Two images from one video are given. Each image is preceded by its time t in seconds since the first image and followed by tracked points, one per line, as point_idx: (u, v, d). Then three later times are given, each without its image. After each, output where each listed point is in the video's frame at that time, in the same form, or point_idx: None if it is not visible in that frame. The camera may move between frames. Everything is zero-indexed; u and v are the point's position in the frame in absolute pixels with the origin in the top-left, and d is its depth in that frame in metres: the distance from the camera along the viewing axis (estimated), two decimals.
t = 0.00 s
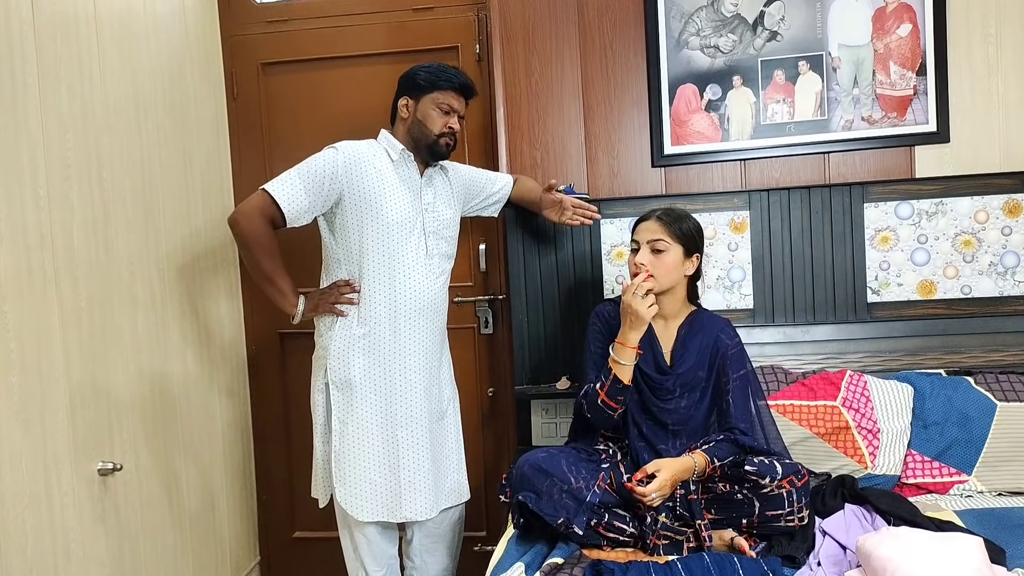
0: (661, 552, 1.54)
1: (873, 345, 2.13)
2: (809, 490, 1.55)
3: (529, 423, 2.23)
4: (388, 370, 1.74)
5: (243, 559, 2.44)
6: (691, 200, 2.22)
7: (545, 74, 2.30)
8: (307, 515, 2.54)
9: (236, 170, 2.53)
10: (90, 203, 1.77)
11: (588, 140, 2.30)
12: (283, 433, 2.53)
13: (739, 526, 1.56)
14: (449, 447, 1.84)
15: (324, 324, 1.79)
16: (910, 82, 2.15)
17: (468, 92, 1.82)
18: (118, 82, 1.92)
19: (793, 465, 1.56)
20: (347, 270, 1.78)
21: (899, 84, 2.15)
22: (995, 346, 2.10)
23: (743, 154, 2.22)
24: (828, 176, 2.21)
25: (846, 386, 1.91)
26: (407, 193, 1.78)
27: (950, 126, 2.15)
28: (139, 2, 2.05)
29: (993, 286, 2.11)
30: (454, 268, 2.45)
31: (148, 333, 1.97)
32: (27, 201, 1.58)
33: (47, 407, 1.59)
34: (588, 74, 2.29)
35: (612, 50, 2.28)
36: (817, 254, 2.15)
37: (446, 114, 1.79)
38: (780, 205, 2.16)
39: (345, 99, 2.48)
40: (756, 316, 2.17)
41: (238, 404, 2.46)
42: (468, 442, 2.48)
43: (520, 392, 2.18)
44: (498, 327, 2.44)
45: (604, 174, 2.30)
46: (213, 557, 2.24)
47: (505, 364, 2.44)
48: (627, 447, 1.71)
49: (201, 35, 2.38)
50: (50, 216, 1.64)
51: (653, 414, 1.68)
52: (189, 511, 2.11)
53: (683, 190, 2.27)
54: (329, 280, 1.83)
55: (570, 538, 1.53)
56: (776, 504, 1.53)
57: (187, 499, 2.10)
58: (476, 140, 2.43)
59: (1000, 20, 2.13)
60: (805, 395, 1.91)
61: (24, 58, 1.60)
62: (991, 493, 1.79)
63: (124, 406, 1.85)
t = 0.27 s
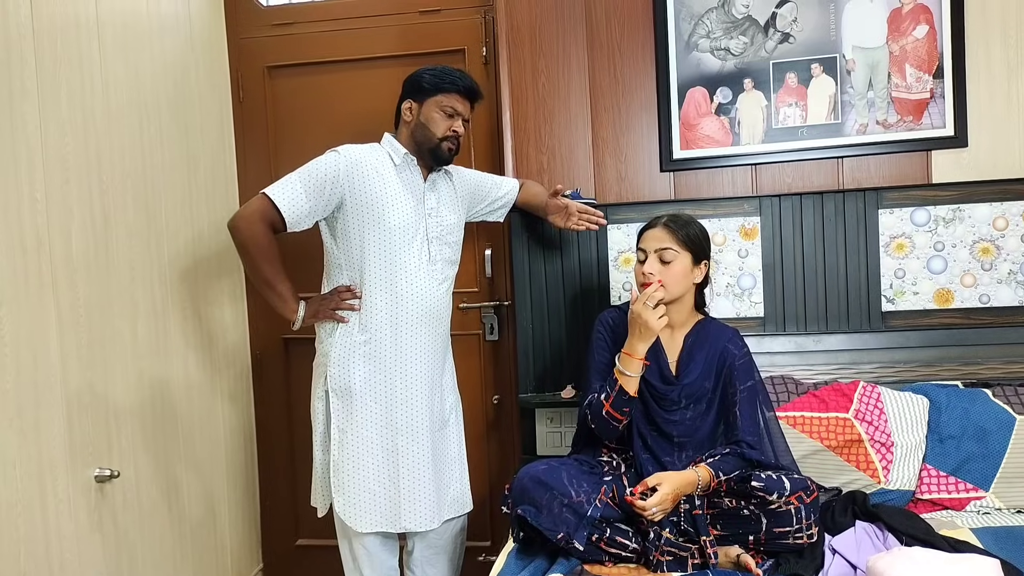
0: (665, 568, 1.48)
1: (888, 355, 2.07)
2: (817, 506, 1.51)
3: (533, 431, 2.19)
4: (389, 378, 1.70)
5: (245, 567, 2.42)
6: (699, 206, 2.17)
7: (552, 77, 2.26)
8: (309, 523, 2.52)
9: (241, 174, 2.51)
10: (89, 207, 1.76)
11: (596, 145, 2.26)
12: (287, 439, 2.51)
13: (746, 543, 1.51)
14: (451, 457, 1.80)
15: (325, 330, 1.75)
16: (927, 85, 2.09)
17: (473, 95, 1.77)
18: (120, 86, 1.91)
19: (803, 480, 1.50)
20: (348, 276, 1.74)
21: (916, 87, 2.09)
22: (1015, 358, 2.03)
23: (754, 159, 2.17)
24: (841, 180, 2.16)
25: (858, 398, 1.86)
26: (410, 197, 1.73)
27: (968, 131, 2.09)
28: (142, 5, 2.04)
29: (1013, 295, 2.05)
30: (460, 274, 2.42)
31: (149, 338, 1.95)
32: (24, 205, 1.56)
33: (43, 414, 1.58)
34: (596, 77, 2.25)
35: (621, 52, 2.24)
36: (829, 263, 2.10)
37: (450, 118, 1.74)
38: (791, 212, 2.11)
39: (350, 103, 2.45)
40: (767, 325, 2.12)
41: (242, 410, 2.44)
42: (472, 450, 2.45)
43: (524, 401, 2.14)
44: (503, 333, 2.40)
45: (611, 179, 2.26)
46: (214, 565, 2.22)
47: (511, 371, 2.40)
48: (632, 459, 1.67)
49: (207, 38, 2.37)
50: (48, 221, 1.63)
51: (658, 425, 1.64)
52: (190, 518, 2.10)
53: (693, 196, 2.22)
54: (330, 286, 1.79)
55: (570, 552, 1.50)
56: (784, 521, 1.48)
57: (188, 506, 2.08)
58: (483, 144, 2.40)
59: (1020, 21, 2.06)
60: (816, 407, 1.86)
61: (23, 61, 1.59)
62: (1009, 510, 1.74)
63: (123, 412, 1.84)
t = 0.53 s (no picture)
0: None
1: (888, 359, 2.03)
2: (813, 515, 1.49)
3: (527, 435, 2.17)
4: (378, 383, 1.67)
5: (236, 571, 2.40)
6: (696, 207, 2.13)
7: (548, 76, 2.23)
8: (302, 526, 2.49)
9: (234, 173, 2.49)
10: (75, 208, 1.74)
11: (592, 145, 2.23)
12: (279, 442, 2.48)
13: (741, 552, 1.49)
14: (442, 463, 1.77)
15: (314, 333, 1.72)
16: (929, 85, 2.06)
17: (467, 95, 1.73)
18: (108, 85, 1.89)
19: (799, 489, 1.48)
20: (338, 278, 1.71)
21: (917, 87, 2.06)
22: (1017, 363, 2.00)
23: (752, 159, 2.14)
24: (842, 182, 2.13)
25: (857, 404, 1.82)
26: (402, 198, 1.70)
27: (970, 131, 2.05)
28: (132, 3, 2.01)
29: (1015, 299, 2.01)
30: (454, 276, 2.39)
31: (137, 340, 1.93)
32: (7, 205, 1.54)
33: (25, 418, 1.56)
34: (593, 77, 2.22)
35: (618, 51, 2.21)
36: (829, 265, 2.05)
37: (443, 118, 1.71)
38: (790, 214, 2.07)
39: (344, 102, 2.42)
40: (765, 329, 2.09)
41: (234, 412, 2.41)
42: (466, 454, 2.42)
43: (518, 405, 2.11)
44: (498, 336, 2.38)
45: (608, 180, 2.23)
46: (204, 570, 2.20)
47: (506, 375, 2.37)
48: (626, 465, 1.64)
49: (200, 36, 2.35)
50: (32, 221, 1.61)
51: (653, 431, 1.61)
52: (179, 522, 2.07)
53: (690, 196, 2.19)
54: (320, 288, 1.76)
55: (561, 561, 1.48)
56: (779, 530, 1.46)
57: (177, 510, 2.06)
58: (479, 144, 2.37)
59: None
60: (814, 413, 1.83)
61: (7, 59, 1.57)
62: (1010, 518, 1.70)
63: (109, 416, 1.82)
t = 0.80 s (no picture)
0: None
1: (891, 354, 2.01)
2: (815, 512, 1.47)
3: (527, 431, 2.14)
4: (372, 380, 1.65)
5: (236, 568, 2.39)
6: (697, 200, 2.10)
7: (546, 69, 2.21)
8: (302, 523, 2.48)
9: (231, 169, 2.47)
10: (68, 205, 1.72)
11: (591, 138, 2.21)
12: (279, 439, 2.47)
13: (741, 550, 1.47)
14: (437, 461, 1.76)
15: (309, 330, 1.71)
16: (932, 75, 2.02)
17: (467, 91, 1.71)
18: (101, 80, 1.87)
19: (800, 486, 1.47)
20: (332, 275, 1.70)
21: (921, 78, 2.03)
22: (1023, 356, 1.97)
23: (753, 152, 2.12)
24: (844, 174, 2.10)
25: (860, 399, 1.80)
26: (397, 194, 1.68)
27: (975, 122, 2.02)
28: None
29: (1021, 291, 1.98)
30: (453, 271, 2.38)
31: (133, 337, 1.92)
32: None
33: (20, 416, 1.55)
34: (591, 69, 2.20)
35: (617, 43, 2.18)
36: (831, 258, 2.03)
37: (441, 113, 1.69)
38: (792, 207, 2.04)
39: (340, 96, 2.40)
40: (766, 323, 2.06)
41: (233, 409, 2.40)
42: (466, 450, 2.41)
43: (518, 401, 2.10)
44: (498, 331, 2.36)
45: (607, 173, 2.21)
46: (203, 567, 2.19)
47: (505, 370, 2.35)
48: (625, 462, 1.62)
49: (195, 32, 2.33)
50: (25, 219, 1.60)
51: (653, 428, 1.59)
52: (178, 519, 2.07)
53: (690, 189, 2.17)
54: (315, 284, 1.75)
55: (558, 559, 1.47)
56: (780, 527, 1.44)
57: (175, 508, 2.06)
58: (477, 139, 2.35)
59: None
60: (815, 408, 1.80)
61: None
62: (1015, 514, 1.68)
63: (105, 413, 1.81)
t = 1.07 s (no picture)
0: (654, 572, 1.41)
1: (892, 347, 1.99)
2: (813, 507, 1.46)
3: (526, 426, 2.12)
4: (368, 375, 1.64)
5: (235, 564, 2.39)
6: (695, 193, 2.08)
7: (544, 61, 2.19)
8: (301, 519, 2.48)
9: (228, 164, 2.46)
10: (61, 200, 1.72)
11: (589, 131, 2.19)
12: (278, 435, 2.46)
13: (738, 544, 1.47)
14: (435, 457, 1.75)
15: (305, 325, 1.70)
16: (933, 66, 2.01)
17: (462, 83, 1.70)
18: (96, 75, 1.86)
19: (799, 480, 1.45)
20: (328, 270, 1.69)
21: (921, 69, 2.01)
22: None
23: (752, 144, 2.10)
24: (844, 166, 2.08)
25: (859, 393, 1.79)
26: (393, 188, 1.67)
27: (976, 113, 2.00)
28: None
29: (1022, 284, 1.97)
30: (451, 266, 2.37)
31: (129, 333, 1.91)
32: None
33: (15, 412, 1.55)
34: (589, 61, 2.18)
35: (614, 35, 2.16)
36: (831, 252, 2.01)
37: (437, 106, 1.68)
38: (791, 201, 2.02)
39: (335, 90, 2.38)
40: (765, 317, 2.05)
41: (231, 405, 2.40)
42: (465, 445, 2.40)
43: (515, 396, 2.09)
44: (496, 326, 2.35)
45: (606, 167, 2.20)
46: (202, 563, 2.19)
47: (504, 365, 2.35)
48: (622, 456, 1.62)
49: (191, 26, 2.32)
50: (18, 215, 1.59)
51: (650, 422, 1.58)
52: (175, 515, 2.07)
53: (689, 183, 2.15)
54: (311, 279, 1.74)
55: (556, 554, 1.47)
56: (778, 522, 1.43)
57: (173, 504, 2.05)
58: (474, 133, 2.32)
59: None
60: (815, 402, 1.79)
61: None
62: (1016, 508, 1.66)
63: (102, 409, 1.80)
